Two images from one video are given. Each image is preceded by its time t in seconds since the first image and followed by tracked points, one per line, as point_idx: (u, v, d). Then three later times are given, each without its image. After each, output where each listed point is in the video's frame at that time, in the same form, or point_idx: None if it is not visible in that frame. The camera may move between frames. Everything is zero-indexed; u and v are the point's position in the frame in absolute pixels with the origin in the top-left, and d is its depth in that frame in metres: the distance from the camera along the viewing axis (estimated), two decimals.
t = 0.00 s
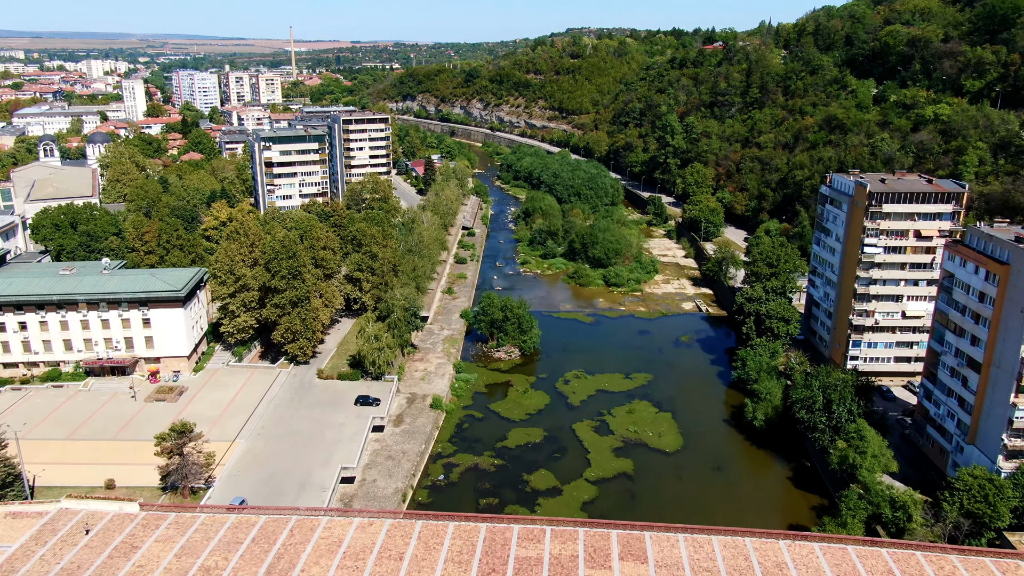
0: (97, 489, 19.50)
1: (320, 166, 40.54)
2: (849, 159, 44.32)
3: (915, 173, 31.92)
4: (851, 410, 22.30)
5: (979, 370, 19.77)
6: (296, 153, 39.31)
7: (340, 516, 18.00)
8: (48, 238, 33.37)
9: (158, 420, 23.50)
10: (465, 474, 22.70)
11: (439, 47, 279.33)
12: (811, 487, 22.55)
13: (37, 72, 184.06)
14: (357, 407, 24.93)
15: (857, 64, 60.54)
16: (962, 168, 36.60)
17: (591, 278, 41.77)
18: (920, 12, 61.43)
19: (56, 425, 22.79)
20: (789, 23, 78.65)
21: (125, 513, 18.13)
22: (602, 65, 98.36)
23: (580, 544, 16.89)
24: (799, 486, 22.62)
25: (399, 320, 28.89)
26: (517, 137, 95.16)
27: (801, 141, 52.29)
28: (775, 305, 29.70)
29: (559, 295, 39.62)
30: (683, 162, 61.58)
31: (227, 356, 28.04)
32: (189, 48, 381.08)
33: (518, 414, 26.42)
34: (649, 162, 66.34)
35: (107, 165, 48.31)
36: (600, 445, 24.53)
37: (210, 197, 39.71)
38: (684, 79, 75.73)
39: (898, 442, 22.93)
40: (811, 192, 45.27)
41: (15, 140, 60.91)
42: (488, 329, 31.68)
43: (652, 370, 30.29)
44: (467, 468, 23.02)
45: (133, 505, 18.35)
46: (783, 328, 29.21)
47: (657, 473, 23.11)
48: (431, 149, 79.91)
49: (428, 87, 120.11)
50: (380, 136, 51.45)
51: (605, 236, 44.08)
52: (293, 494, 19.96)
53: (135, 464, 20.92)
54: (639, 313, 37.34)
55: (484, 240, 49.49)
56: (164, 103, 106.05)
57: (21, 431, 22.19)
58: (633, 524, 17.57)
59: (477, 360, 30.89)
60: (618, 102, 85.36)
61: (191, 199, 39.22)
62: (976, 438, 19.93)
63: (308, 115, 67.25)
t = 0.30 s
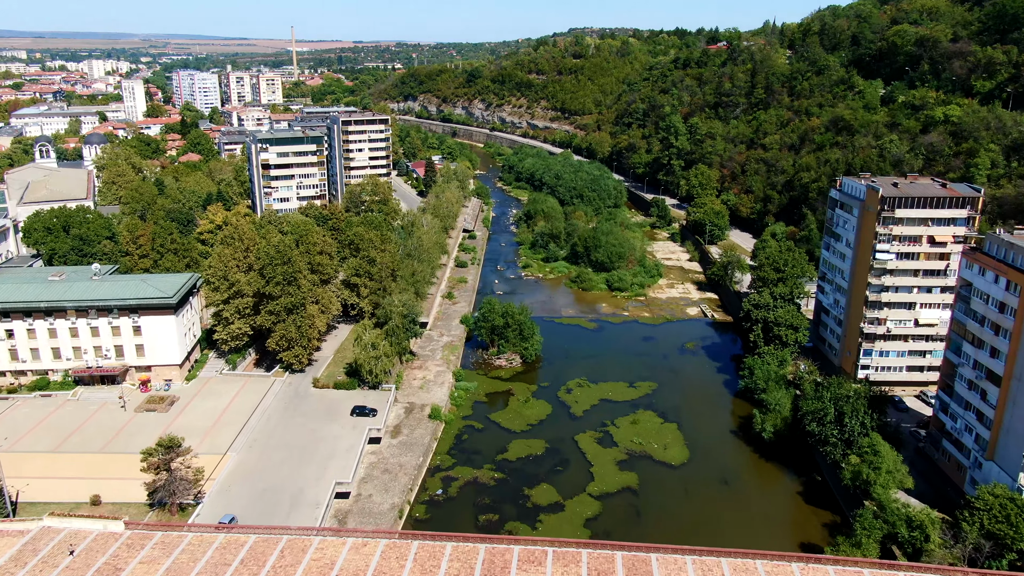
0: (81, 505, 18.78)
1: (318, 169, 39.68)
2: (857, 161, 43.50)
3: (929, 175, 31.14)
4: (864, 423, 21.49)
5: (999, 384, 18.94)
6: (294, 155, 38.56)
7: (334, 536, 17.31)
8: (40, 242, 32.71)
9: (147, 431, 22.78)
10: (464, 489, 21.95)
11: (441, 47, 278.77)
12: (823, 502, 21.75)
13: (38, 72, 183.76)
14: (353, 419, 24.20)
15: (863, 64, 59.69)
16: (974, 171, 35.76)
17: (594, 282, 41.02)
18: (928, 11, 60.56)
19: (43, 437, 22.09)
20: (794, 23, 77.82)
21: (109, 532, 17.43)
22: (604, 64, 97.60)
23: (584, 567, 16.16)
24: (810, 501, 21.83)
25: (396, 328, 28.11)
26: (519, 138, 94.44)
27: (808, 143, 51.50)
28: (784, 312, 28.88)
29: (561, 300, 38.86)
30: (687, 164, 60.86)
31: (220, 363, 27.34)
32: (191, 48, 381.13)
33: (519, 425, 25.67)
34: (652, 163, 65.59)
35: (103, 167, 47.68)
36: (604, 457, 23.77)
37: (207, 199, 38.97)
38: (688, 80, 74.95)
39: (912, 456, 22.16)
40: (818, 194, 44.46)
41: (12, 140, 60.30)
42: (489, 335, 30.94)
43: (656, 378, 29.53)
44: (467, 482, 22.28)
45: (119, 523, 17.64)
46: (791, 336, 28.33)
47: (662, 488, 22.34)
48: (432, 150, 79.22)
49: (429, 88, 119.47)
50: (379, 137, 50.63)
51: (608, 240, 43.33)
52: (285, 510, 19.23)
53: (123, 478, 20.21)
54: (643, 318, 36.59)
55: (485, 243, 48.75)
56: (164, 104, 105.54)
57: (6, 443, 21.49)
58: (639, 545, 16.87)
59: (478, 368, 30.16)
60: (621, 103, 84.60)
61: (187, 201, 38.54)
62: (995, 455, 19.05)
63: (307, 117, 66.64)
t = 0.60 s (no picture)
0: (50, 539, 17.51)
1: (315, 173, 38.11)
2: (872, 165, 42.00)
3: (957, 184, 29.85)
4: (890, 449, 20.05)
5: None
6: (289, 158, 36.92)
7: None
8: (24, 249, 31.50)
9: (126, 453, 21.46)
10: (462, 517, 20.60)
11: (444, 47, 277.66)
12: (846, 533, 20.34)
13: (40, 71, 183.23)
14: (346, 439, 22.87)
15: (876, 64, 58.17)
16: (996, 177, 34.26)
17: (599, 290, 39.63)
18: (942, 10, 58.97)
19: (16, 459, 20.80)
20: (803, 22, 76.29)
21: (77, 571, 16.16)
22: (609, 65, 96.17)
23: None
24: (832, 531, 20.42)
25: (392, 342, 26.77)
26: (523, 139, 93.09)
27: (819, 145, 50.05)
28: (800, 325, 27.45)
29: (565, 309, 37.50)
30: (694, 166, 59.48)
31: (208, 379, 26.07)
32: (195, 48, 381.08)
33: (521, 445, 24.31)
34: (658, 165, 64.21)
35: (95, 170, 46.49)
36: (611, 482, 22.39)
37: (200, 204, 37.61)
38: (695, 80, 73.50)
39: (941, 485, 20.72)
40: (831, 199, 43.00)
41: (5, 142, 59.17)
42: (490, 348, 29.59)
43: (665, 395, 28.14)
44: (465, 509, 20.94)
45: (87, 561, 16.37)
46: (808, 351, 26.79)
47: (673, 516, 20.97)
48: (434, 151, 77.99)
49: (432, 88, 118.26)
50: (379, 139, 49.17)
51: (614, 246, 41.94)
52: (270, 542, 17.91)
53: (97, 507, 18.92)
54: (651, 329, 35.20)
55: (487, 248, 47.42)
56: (164, 104, 104.48)
57: None
58: None
59: (478, 382, 28.82)
60: (626, 104, 83.20)
61: (179, 206, 37.29)
62: None
63: (307, 118, 65.42)
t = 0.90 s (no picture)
0: None
1: (310, 177, 36.75)
2: (889, 169, 40.43)
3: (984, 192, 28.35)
4: (921, 482, 18.54)
5: None
6: (283, 163, 35.55)
7: None
8: (5, 257, 30.15)
9: (101, 481, 20.06)
10: (459, 552, 19.19)
11: (448, 47, 276.56)
12: (873, 571, 18.86)
13: (42, 71, 182.60)
14: (336, 465, 21.45)
15: (890, 65, 56.56)
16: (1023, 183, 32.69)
17: (606, 299, 38.18)
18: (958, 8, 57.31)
19: None
20: (814, 22, 74.68)
21: None
22: (615, 65, 94.66)
23: None
24: (858, 570, 18.93)
25: (387, 358, 25.36)
26: (527, 140, 91.71)
27: (833, 149, 48.51)
28: (819, 341, 25.92)
29: (570, 319, 36.06)
30: (702, 170, 57.98)
31: (193, 397, 24.68)
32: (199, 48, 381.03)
33: (523, 470, 22.88)
34: (665, 168, 62.76)
35: (85, 173, 45.22)
36: (619, 513, 20.93)
37: (191, 209, 36.24)
38: (703, 81, 71.99)
39: (976, 520, 19.20)
40: (847, 205, 41.47)
41: None
42: (490, 364, 28.16)
43: (675, 414, 26.68)
44: (463, 543, 19.53)
45: None
46: (828, 370, 25.19)
47: (686, 551, 19.51)
48: (436, 153, 76.66)
49: (435, 88, 116.96)
50: (378, 142, 47.76)
51: (620, 253, 40.47)
52: None
53: (65, 543, 17.51)
54: (660, 341, 33.74)
55: (489, 254, 46.03)
56: (164, 105, 103.35)
57: None
58: None
59: (478, 400, 27.39)
60: (632, 105, 81.73)
61: (169, 211, 35.96)
62: None
63: (306, 120, 64.08)
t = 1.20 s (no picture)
0: None
1: (305, 183, 35.39)
2: (907, 174, 38.88)
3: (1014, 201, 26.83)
4: (958, 521, 17.02)
5: None
6: (276, 167, 34.17)
7: None
8: None
9: (72, 512, 18.69)
10: None
11: (452, 47, 275.43)
12: None
13: (45, 70, 182.13)
14: (324, 495, 20.03)
15: (905, 65, 54.95)
16: None
17: (612, 310, 36.72)
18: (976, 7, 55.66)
19: None
20: (824, 22, 73.07)
21: None
22: (620, 65, 93.16)
23: None
24: None
25: (382, 377, 23.96)
26: (531, 142, 90.32)
27: (846, 152, 46.96)
28: (840, 359, 24.37)
29: (574, 331, 34.62)
30: (711, 173, 56.49)
31: (176, 418, 23.32)
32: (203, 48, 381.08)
33: (525, 499, 21.42)
34: (673, 171, 61.31)
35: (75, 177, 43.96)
36: (628, 548, 19.45)
37: (182, 215, 34.84)
38: (710, 82, 70.47)
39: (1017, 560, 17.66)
40: (862, 212, 39.95)
41: None
42: (491, 381, 26.72)
43: (686, 437, 25.17)
44: None
45: None
46: (850, 391, 23.63)
47: None
48: (439, 155, 75.29)
49: (439, 89, 115.64)
50: (377, 145, 46.30)
51: (627, 261, 38.98)
52: None
53: None
54: (669, 355, 32.23)
55: (491, 261, 44.59)
56: (164, 105, 102.24)
57: None
58: None
59: (478, 419, 25.95)
60: (638, 106, 80.25)
61: (159, 218, 34.63)
62: None
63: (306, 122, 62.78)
